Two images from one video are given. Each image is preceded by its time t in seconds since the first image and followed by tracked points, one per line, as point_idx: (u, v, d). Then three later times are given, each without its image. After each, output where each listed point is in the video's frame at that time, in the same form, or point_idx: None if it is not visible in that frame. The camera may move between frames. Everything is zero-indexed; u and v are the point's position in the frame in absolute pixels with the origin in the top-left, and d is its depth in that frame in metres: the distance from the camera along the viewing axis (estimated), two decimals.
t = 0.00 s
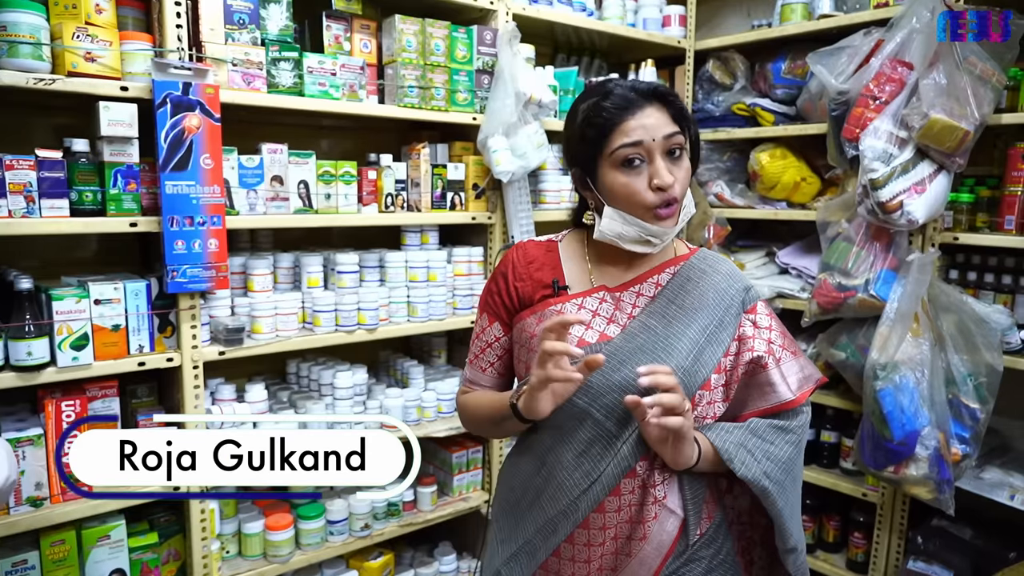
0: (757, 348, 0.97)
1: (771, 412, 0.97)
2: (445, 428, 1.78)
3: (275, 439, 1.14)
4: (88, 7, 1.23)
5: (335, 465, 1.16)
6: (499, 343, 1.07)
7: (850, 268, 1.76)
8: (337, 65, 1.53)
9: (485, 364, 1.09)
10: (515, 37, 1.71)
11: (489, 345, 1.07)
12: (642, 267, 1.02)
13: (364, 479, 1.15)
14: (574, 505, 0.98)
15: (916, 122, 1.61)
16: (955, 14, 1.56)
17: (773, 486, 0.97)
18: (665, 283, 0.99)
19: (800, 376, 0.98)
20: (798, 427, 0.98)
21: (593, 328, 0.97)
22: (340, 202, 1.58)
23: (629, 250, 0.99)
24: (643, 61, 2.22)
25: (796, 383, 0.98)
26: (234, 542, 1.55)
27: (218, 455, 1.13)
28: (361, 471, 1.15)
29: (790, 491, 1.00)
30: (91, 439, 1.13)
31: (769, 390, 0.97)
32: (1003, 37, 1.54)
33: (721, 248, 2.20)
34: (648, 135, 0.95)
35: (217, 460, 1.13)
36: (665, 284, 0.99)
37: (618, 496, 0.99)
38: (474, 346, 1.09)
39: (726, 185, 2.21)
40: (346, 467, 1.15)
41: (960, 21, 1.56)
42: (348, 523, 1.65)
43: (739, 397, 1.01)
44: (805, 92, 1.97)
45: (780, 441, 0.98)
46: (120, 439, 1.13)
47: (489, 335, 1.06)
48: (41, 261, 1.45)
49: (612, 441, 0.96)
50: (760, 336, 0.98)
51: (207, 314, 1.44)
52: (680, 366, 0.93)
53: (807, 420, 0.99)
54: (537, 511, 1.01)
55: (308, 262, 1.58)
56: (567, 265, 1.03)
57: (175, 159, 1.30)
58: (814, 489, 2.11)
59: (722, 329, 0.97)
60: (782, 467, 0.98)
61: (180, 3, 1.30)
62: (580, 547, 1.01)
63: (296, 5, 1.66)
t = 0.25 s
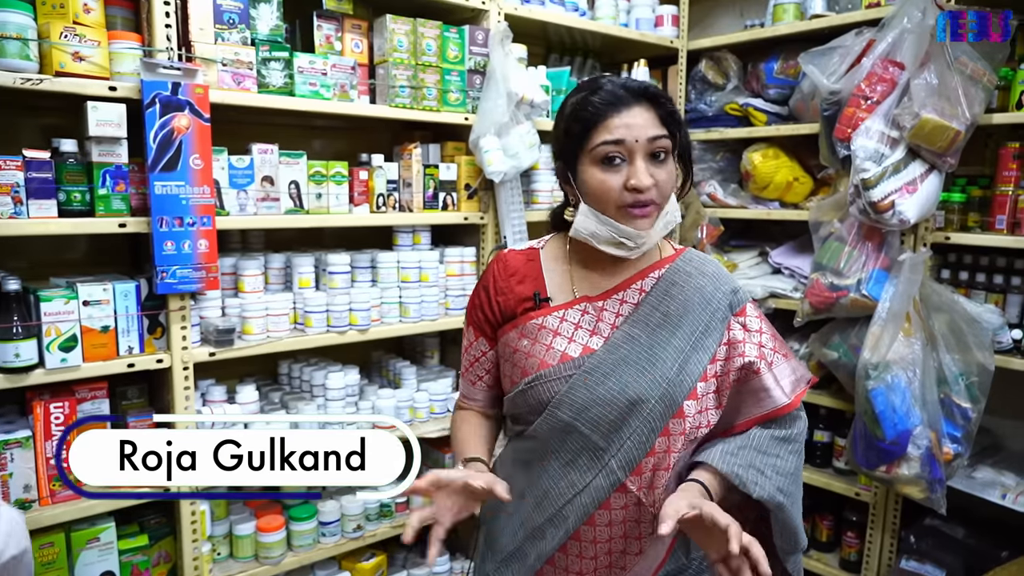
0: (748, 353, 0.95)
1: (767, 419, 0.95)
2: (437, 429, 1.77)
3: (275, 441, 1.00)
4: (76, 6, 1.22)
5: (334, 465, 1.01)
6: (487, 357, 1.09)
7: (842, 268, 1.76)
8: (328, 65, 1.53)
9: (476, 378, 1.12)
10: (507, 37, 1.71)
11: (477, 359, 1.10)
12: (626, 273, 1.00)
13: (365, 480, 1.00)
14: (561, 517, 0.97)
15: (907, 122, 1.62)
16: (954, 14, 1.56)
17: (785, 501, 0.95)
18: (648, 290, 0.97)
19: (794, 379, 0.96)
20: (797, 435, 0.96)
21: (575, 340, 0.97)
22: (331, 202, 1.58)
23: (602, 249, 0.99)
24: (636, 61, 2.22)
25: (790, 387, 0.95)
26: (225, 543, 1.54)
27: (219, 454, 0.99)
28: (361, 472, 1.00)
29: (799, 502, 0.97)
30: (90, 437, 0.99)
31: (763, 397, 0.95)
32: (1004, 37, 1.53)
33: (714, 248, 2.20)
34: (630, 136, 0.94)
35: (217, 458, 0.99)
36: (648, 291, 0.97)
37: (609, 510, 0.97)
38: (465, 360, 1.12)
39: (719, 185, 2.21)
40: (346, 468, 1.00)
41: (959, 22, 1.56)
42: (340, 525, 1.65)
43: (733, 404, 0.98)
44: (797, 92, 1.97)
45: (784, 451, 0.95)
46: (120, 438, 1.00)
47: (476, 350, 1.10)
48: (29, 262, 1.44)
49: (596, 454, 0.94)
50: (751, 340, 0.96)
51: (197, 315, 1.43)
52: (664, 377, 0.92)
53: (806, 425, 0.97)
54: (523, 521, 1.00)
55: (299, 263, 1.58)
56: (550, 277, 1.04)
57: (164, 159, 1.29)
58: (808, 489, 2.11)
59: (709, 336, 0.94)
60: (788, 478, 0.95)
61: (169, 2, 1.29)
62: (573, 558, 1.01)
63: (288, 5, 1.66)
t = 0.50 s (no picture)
0: (750, 362, 0.95)
1: (768, 429, 0.95)
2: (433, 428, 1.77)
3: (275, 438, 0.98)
4: (70, 6, 1.22)
5: (334, 465, 1.00)
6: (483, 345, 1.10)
7: (837, 268, 1.76)
8: (323, 65, 1.53)
9: (471, 365, 1.13)
10: (502, 37, 1.71)
11: (472, 346, 1.11)
12: (628, 272, 1.00)
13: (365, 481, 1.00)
14: (550, 515, 0.97)
15: (902, 122, 1.62)
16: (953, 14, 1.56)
17: (788, 516, 0.98)
18: (650, 289, 0.97)
19: (795, 390, 0.96)
20: (801, 448, 0.97)
21: (571, 335, 0.97)
22: (327, 201, 1.57)
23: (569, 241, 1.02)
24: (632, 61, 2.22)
25: (792, 398, 0.96)
26: (221, 543, 1.54)
27: (220, 455, 0.97)
28: (362, 473, 0.99)
29: (801, 513, 1.00)
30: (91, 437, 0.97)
31: (764, 407, 0.95)
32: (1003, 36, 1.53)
33: (710, 247, 2.20)
34: (568, 134, 0.94)
35: (218, 459, 0.97)
36: (650, 291, 0.97)
37: (597, 512, 0.97)
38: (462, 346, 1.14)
39: (715, 185, 2.21)
40: (346, 469, 0.99)
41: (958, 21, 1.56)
42: (336, 524, 1.65)
43: (732, 413, 0.98)
44: (793, 91, 1.97)
45: (786, 465, 0.97)
46: (120, 438, 0.97)
47: (472, 335, 1.11)
48: (24, 262, 1.44)
49: (586, 455, 0.94)
50: (754, 348, 0.96)
51: (192, 314, 1.43)
52: (657, 377, 0.92)
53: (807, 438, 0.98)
54: (514, 520, 1.01)
55: (295, 263, 1.58)
56: (549, 271, 1.03)
57: (158, 158, 1.29)
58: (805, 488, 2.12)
59: (706, 340, 0.94)
60: (791, 492, 0.98)
61: (163, 2, 1.29)
62: (558, 560, 1.00)
63: (282, 4, 1.66)
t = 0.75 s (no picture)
0: (746, 370, 0.94)
1: (761, 438, 0.94)
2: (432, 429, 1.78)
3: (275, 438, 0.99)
4: (68, 8, 1.23)
5: (334, 465, 1.00)
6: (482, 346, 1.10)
7: (835, 269, 1.77)
8: (321, 67, 1.53)
9: (469, 364, 1.13)
10: (500, 39, 1.71)
11: (472, 345, 1.12)
12: (626, 275, 1.00)
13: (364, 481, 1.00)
14: (538, 518, 0.97)
15: (899, 123, 1.62)
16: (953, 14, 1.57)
17: (773, 528, 0.97)
18: (648, 292, 0.97)
19: (791, 402, 0.95)
20: (793, 460, 0.97)
21: (564, 336, 0.97)
22: (325, 203, 1.58)
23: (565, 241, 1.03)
24: (630, 62, 2.22)
25: (788, 409, 0.95)
26: (220, 544, 1.54)
27: (221, 456, 0.97)
28: (361, 473, 0.99)
29: (788, 528, 1.00)
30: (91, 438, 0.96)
31: (759, 416, 0.94)
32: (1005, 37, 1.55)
33: (709, 248, 2.21)
34: (558, 135, 0.95)
35: (218, 460, 0.97)
36: (648, 294, 0.97)
37: (584, 517, 0.97)
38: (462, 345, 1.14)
39: (714, 186, 2.22)
40: (346, 469, 0.99)
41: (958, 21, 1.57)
42: (335, 525, 1.65)
43: (726, 420, 0.97)
44: (791, 93, 1.98)
45: (775, 476, 0.96)
46: (120, 438, 0.97)
47: (471, 335, 1.11)
48: (24, 264, 1.45)
49: (576, 458, 0.94)
50: (751, 357, 0.96)
51: (191, 316, 1.44)
52: (649, 381, 0.92)
53: (801, 450, 0.97)
54: (503, 523, 1.01)
55: (294, 264, 1.58)
56: (549, 272, 1.04)
57: (157, 160, 1.30)
58: (805, 488, 2.13)
59: (703, 346, 0.94)
60: (779, 503, 0.97)
61: (162, 4, 1.30)
62: (545, 564, 1.00)
63: (281, 6, 1.66)
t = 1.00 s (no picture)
0: (743, 374, 0.94)
1: (758, 443, 0.94)
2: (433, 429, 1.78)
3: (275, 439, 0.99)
4: (70, 9, 1.23)
5: (334, 465, 1.00)
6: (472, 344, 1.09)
7: (836, 268, 1.77)
8: (322, 67, 1.53)
9: (455, 363, 1.11)
10: (501, 39, 1.71)
11: (460, 344, 1.10)
12: (621, 276, 0.99)
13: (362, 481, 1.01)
14: (530, 523, 0.97)
15: (900, 123, 1.62)
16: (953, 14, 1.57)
17: (773, 534, 0.96)
18: (642, 295, 0.96)
19: (788, 406, 0.95)
20: (791, 463, 0.96)
21: (557, 340, 0.97)
22: (326, 203, 1.58)
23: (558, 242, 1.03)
24: (631, 62, 2.22)
25: (785, 414, 0.95)
26: (222, 544, 1.54)
27: (220, 456, 0.98)
28: (360, 472, 1.00)
29: (790, 532, 0.98)
30: (91, 438, 0.96)
31: (755, 421, 0.94)
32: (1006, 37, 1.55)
33: (709, 248, 2.21)
34: (548, 133, 0.95)
35: (219, 460, 0.98)
36: (643, 296, 0.96)
37: (575, 522, 0.97)
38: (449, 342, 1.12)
39: (714, 186, 2.22)
40: (345, 469, 1.00)
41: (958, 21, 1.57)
42: (336, 525, 1.65)
43: (722, 425, 0.97)
44: (791, 93, 1.98)
45: (774, 481, 0.95)
46: (120, 438, 0.97)
47: (461, 333, 1.10)
48: (25, 264, 1.45)
49: (567, 463, 0.94)
50: (747, 361, 0.95)
51: (192, 316, 1.44)
52: (642, 387, 0.91)
53: (799, 454, 0.97)
54: (495, 527, 1.01)
55: (295, 264, 1.58)
56: (542, 272, 1.03)
57: (159, 161, 1.30)
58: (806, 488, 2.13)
59: (697, 350, 0.93)
60: (779, 508, 0.96)
61: (164, 5, 1.30)
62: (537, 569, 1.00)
63: (282, 6, 1.66)
